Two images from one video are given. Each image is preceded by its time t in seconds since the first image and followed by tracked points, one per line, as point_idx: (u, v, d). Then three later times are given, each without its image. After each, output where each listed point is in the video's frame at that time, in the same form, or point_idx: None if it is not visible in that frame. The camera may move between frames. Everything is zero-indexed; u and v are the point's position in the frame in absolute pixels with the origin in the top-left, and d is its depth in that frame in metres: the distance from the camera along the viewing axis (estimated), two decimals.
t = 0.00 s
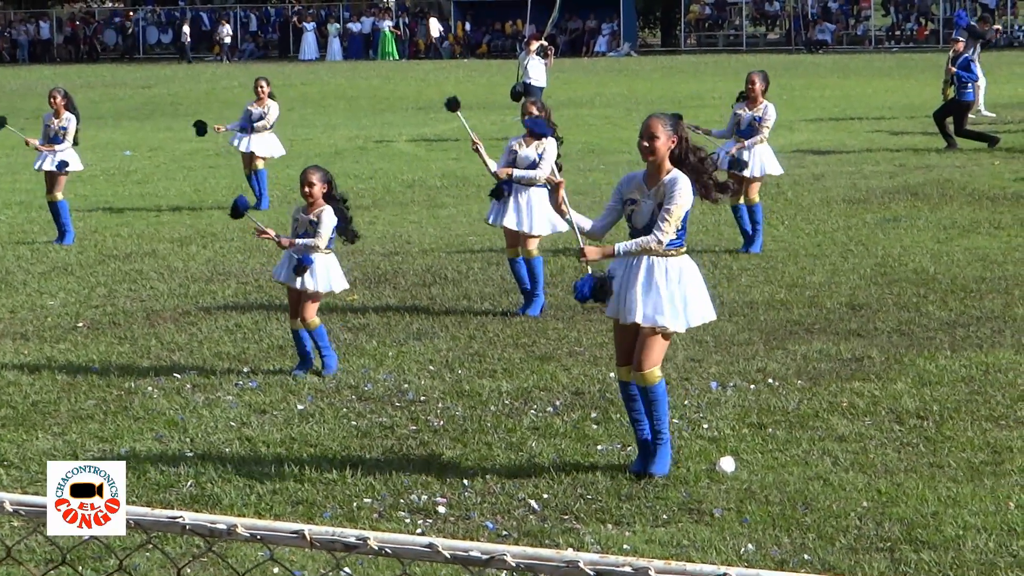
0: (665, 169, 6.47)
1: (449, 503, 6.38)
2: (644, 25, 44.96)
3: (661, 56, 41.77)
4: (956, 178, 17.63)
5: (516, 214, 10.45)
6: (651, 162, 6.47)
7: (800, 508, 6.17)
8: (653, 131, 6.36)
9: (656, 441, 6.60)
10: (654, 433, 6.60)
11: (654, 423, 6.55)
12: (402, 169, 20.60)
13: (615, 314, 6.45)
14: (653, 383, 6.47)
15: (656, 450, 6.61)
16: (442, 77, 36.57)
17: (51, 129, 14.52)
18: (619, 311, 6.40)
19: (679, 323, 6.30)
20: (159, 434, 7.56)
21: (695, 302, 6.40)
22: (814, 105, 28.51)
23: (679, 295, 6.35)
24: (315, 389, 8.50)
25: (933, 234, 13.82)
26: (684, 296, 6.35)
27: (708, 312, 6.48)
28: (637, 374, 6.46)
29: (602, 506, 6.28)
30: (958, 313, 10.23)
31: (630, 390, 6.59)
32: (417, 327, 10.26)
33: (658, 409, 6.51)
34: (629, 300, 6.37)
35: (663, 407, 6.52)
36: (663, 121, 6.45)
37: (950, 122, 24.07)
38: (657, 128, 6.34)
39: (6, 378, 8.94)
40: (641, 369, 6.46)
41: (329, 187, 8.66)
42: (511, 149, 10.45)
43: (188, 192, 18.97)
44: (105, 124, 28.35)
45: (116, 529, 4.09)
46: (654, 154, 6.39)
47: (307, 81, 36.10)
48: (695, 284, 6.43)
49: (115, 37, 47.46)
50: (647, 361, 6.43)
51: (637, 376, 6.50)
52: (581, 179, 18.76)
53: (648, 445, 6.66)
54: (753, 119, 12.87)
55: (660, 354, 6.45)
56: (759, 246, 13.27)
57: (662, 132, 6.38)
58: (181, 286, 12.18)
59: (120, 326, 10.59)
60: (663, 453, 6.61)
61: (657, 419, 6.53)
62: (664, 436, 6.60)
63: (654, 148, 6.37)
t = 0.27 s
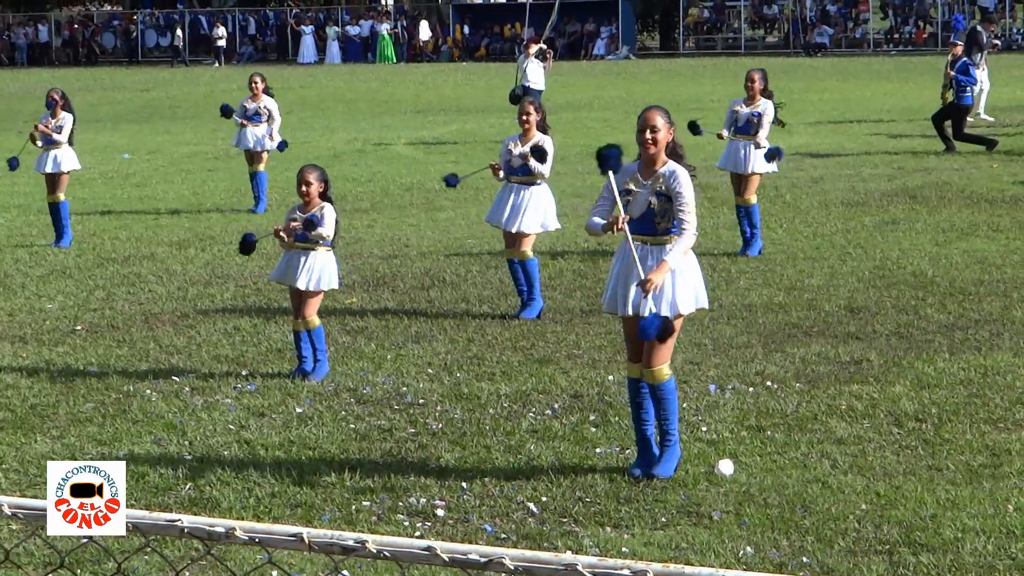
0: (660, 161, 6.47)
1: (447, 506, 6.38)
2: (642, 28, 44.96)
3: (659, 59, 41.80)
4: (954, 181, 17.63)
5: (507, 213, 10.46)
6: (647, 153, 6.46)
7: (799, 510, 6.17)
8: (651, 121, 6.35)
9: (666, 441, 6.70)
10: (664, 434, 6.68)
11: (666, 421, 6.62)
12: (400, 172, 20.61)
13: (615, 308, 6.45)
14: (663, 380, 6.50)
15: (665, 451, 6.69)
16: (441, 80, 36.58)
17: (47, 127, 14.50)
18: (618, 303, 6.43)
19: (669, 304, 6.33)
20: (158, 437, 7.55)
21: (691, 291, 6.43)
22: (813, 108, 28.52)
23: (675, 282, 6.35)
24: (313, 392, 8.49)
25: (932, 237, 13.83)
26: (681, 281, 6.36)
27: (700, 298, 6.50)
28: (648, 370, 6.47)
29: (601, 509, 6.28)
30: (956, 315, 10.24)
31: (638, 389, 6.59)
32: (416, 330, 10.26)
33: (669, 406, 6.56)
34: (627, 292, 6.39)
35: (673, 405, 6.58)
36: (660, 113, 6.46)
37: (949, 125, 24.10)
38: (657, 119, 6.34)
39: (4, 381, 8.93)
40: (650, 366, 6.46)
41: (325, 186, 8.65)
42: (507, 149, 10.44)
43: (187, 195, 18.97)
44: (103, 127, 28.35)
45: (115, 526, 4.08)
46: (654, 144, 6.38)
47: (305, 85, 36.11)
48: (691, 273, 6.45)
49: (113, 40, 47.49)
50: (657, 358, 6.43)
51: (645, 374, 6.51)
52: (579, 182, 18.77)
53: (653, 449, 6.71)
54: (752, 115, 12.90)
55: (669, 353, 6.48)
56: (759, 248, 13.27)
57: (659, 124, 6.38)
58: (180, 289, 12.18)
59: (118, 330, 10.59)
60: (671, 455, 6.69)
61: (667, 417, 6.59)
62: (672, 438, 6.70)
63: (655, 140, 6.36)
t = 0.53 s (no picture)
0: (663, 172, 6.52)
1: (445, 510, 6.37)
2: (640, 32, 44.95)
3: (657, 63, 41.84)
4: (952, 184, 17.64)
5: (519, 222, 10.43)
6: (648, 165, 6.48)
7: (797, 514, 6.17)
8: (651, 133, 6.37)
9: (673, 446, 6.65)
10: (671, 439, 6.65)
11: (675, 427, 6.59)
12: (399, 176, 20.61)
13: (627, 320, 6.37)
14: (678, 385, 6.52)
15: (671, 456, 6.67)
16: (439, 84, 36.59)
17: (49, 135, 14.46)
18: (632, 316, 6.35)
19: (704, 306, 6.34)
20: (155, 442, 7.55)
21: (710, 292, 6.41)
22: (810, 111, 28.54)
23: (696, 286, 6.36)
24: (312, 396, 8.49)
25: (930, 240, 13.85)
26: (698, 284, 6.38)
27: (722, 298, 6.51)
28: (666, 374, 6.51)
29: (599, 513, 6.27)
30: (954, 319, 10.24)
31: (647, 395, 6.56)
32: (414, 334, 10.26)
33: (681, 412, 6.56)
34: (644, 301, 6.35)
35: (685, 411, 6.58)
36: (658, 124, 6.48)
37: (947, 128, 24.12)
38: (657, 130, 6.37)
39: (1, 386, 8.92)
40: (667, 370, 6.50)
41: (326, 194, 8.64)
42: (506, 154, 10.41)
43: (185, 199, 18.96)
44: (101, 132, 28.35)
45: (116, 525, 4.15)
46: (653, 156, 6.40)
47: (304, 89, 36.12)
48: (706, 272, 6.47)
49: (111, 45, 47.50)
50: (676, 362, 6.46)
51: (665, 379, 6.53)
52: (577, 186, 18.77)
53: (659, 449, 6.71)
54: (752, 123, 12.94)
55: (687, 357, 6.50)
56: (758, 252, 13.29)
57: (660, 134, 6.40)
58: (178, 293, 12.17)
59: (116, 334, 10.58)
60: (676, 460, 6.66)
61: (677, 423, 6.57)
62: (680, 444, 6.66)
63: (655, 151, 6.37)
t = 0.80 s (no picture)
0: (664, 166, 6.49)
1: (443, 513, 6.37)
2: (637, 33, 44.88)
3: (653, 65, 41.86)
4: (949, 185, 17.64)
5: (527, 220, 10.40)
6: (646, 160, 6.48)
7: (795, 515, 6.17)
8: (647, 128, 6.38)
9: (671, 447, 6.64)
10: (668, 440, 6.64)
11: (672, 427, 6.58)
12: (396, 178, 20.60)
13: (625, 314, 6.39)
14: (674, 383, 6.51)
15: (668, 458, 6.65)
16: (436, 87, 36.59)
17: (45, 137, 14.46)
18: (628, 311, 6.37)
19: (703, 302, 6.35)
20: (153, 444, 7.55)
21: (705, 289, 6.41)
22: (807, 113, 28.56)
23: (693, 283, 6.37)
24: (309, 398, 8.48)
25: (927, 241, 13.85)
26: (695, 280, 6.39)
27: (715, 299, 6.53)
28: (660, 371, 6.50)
29: (596, 515, 6.27)
30: (951, 320, 10.24)
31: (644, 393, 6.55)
32: (411, 336, 10.25)
33: (677, 410, 6.53)
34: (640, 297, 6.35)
35: (681, 410, 6.56)
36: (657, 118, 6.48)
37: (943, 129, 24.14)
38: (653, 126, 6.36)
39: None
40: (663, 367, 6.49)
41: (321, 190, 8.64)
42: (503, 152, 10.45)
43: (182, 202, 18.95)
44: (98, 134, 28.32)
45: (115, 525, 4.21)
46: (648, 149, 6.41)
47: (300, 91, 36.11)
48: (700, 269, 6.47)
49: (108, 47, 47.48)
50: (670, 358, 6.47)
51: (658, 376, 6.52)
52: (573, 188, 18.77)
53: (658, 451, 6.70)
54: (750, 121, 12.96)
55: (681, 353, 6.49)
56: (754, 253, 13.31)
57: (656, 129, 6.40)
58: (175, 296, 12.16)
59: (113, 336, 10.58)
60: (674, 461, 6.65)
61: (675, 422, 6.55)
62: (676, 445, 6.65)
63: (651, 146, 6.39)
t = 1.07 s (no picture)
0: (661, 176, 6.50)
1: (440, 512, 6.37)
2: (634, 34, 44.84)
3: (650, 65, 41.89)
4: (946, 186, 17.65)
5: (511, 222, 10.38)
6: (645, 169, 6.48)
7: (791, 515, 6.17)
8: (645, 139, 6.37)
9: (656, 449, 6.61)
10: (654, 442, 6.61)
11: (654, 433, 6.55)
12: (393, 179, 20.59)
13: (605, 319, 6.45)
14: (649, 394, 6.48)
15: (657, 458, 6.62)
16: (433, 87, 36.58)
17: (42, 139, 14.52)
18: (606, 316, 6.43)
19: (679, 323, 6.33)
20: (150, 445, 7.54)
21: (688, 313, 6.41)
22: (804, 113, 28.57)
23: (673, 299, 6.35)
24: (306, 398, 8.48)
25: (924, 241, 13.87)
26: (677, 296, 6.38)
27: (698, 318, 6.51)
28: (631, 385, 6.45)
29: (593, 515, 6.28)
30: (948, 320, 10.25)
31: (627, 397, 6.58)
32: (408, 337, 10.25)
33: (655, 418, 6.51)
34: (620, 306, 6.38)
35: (659, 417, 6.54)
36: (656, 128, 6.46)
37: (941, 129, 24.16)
38: (650, 137, 6.36)
39: None
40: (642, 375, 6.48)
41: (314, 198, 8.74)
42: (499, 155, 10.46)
43: (179, 202, 18.94)
44: (95, 135, 28.30)
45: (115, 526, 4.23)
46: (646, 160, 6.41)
47: (297, 92, 36.10)
48: (687, 286, 6.46)
49: (105, 48, 47.46)
50: (640, 372, 6.42)
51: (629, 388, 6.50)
52: (570, 189, 18.77)
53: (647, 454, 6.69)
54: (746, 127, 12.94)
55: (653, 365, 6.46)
56: (750, 254, 13.34)
57: (654, 140, 6.39)
58: (172, 296, 12.15)
59: (111, 337, 10.57)
60: (662, 460, 6.62)
61: (654, 428, 6.53)
62: (664, 444, 6.61)
63: (649, 156, 6.38)
